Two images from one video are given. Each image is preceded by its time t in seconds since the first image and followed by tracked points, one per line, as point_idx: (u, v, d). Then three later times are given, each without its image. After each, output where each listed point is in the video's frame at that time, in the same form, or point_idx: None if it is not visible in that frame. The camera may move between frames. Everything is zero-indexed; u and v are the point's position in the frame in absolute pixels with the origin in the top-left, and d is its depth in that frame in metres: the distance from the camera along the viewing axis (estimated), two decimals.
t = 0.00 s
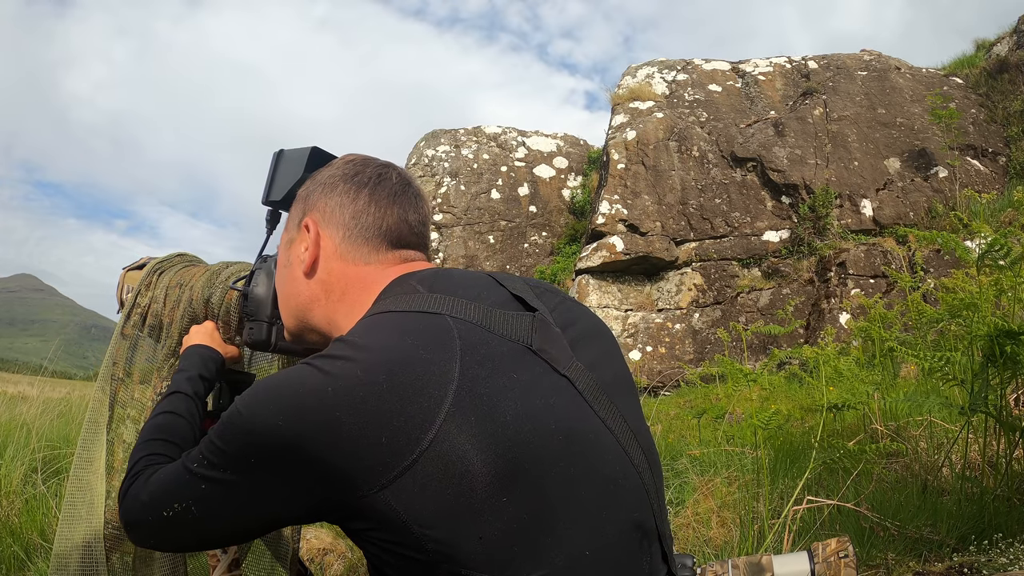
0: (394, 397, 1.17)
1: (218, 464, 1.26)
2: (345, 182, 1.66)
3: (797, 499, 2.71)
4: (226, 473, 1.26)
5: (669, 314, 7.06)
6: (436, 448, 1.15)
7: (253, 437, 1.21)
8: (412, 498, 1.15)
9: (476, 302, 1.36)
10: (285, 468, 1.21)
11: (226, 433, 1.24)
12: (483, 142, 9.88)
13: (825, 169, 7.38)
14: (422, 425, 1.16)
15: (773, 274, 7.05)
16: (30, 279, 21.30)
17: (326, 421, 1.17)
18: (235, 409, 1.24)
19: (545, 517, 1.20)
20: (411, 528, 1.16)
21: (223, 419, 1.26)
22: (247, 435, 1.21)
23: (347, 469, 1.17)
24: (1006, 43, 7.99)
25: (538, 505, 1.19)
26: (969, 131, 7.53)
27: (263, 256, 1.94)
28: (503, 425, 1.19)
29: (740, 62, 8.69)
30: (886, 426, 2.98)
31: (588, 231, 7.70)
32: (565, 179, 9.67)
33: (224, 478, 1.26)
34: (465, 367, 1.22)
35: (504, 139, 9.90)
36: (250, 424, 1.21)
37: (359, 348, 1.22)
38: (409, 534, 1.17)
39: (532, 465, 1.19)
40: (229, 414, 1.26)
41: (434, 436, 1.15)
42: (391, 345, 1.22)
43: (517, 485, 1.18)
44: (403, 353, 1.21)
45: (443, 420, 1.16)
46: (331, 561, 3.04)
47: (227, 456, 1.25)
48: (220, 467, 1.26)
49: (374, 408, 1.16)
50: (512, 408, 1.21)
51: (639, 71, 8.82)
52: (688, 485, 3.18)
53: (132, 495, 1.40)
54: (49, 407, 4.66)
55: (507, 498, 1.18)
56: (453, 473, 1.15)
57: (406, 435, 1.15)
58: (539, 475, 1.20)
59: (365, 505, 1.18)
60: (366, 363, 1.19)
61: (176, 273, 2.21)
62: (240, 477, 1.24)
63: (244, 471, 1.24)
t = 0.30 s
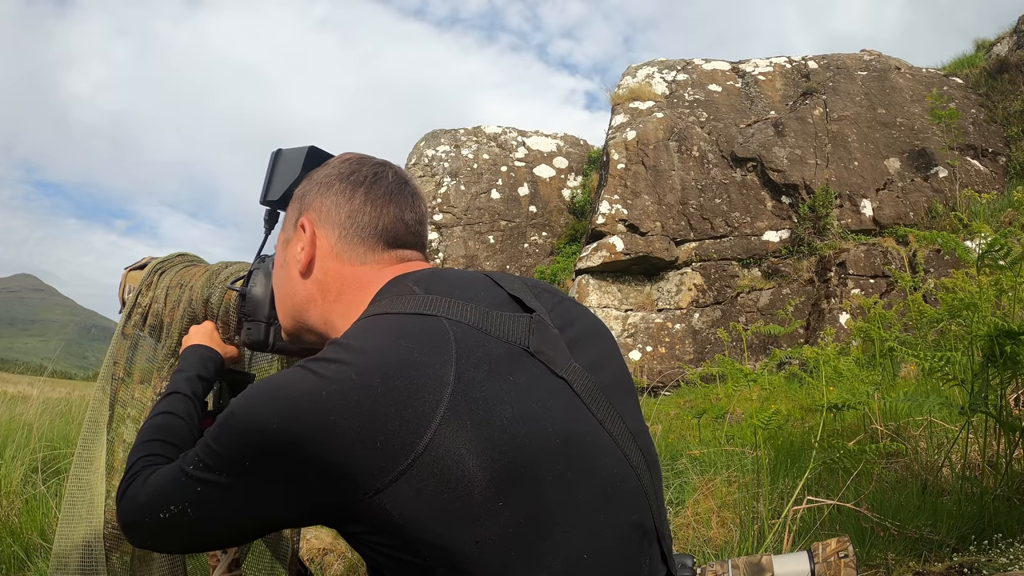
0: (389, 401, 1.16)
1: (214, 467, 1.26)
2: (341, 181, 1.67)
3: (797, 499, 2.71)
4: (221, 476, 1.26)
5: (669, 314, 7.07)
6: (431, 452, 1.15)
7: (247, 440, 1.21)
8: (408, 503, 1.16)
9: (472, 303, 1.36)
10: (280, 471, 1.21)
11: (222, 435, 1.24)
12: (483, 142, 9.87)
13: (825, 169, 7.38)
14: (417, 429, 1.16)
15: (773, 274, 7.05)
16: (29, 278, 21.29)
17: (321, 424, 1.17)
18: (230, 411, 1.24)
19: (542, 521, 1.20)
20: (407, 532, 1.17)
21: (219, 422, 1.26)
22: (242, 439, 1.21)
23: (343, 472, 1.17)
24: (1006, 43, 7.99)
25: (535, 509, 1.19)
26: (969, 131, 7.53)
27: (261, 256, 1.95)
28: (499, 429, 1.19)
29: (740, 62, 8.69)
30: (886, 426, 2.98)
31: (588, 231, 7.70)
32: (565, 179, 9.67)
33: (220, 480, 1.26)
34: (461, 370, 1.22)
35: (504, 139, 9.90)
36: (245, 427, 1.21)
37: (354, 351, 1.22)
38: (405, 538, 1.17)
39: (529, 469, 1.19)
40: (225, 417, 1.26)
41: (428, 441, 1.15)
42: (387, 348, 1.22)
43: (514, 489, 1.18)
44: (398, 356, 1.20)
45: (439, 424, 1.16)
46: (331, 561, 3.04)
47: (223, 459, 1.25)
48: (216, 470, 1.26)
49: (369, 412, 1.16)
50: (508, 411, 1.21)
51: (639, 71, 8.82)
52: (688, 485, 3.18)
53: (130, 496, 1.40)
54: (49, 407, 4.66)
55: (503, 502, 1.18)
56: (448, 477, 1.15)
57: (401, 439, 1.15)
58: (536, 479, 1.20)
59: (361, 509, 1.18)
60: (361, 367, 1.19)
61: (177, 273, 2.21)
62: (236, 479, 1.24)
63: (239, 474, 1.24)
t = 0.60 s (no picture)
0: (387, 403, 1.16)
1: (211, 469, 1.26)
2: (339, 181, 1.67)
3: (797, 499, 2.71)
4: (220, 478, 1.26)
5: (669, 314, 7.07)
6: (430, 454, 1.15)
7: (245, 442, 1.21)
8: (406, 505, 1.16)
9: (471, 304, 1.36)
10: (278, 473, 1.21)
11: (219, 437, 1.24)
12: (483, 142, 9.87)
13: (825, 169, 7.38)
14: (415, 431, 1.16)
15: (773, 274, 7.05)
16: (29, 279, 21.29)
17: (318, 427, 1.17)
18: (227, 413, 1.24)
19: (541, 523, 1.20)
20: (406, 534, 1.17)
21: (216, 424, 1.26)
22: (239, 441, 1.21)
23: (342, 473, 1.17)
24: (1006, 43, 7.99)
25: (534, 510, 1.19)
26: (969, 131, 7.53)
27: (259, 256, 1.95)
28: (497, 432, 1.19)
29: (739, 62, 8.69)
30: (886, 426, 2.97)
31: (588, 231, 7.70)
32: (565, 179, 9.67)
33: (218, 482, 1.26)
34: (459, 372, 1.22)
35: (504, 139, 9.89)
36: (243, 429, 1.21)
37: (352, 352, 1.22)
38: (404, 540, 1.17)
39: (527, 471, 1.19)
40: (222, 418, 1.25)
41: (426, 443, 1.15)
42: (384, 349, 1.22)
43: (513, 490, 1.18)
44: (396, 358, 1.20)
45: (437, 426, 1.16)
46: (331, 561, 3.04)
47: (221, 461, 1.24)
48: (214, 472, 1.26)
49: (366, 415, 1.16)
50: (507, 413, 1.21)
51: (639, 71, 8.82)
52: (688, 485, 3.17)
53: (129, 497, 1.40)
54: (49, 407, 4.67)
55: (502, 504, 1.18)
56: (446, 480, 1.15)
57: (399, 441, 1.15)
58: (535, 481, 1.20)
59: (360, 510, 1.19)
60: (358, 369, 1.19)
61: (177, 273, 2.21)
62: (234, 481, 1.24)
63: (237, 476, 1.24)
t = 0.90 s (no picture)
0: (401, 408, 1.16)
1: (222, 477, 1.26)
2: (355, 169, 1.64)
3: (797, 499, 2.71)
4: (231, 485, 1.25)
5: (669, 314, 7.07)
6: (443, 458, 1.15)
7: (257, 449, 1.21)
8: (419, 509, 1.15)
9: (484, 305, 1.35)
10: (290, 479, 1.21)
11: (230, 445, 1.24)
12: (483, 142, 9.87)
13: (825, 169, 7.38)
14: (429, 435, 1.15)
15: (773, 274, 7.05)
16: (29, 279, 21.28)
17: (331, 432, 1.16)
18: (237, 420, 1.24)
19: (554, 526, 1.19)
20: (418, 539, 1.16)
21: (226, 431, 1.25)
22: (251, 448, 1.21)
23: (355, 479, 1.17)
24: (1006, 43, 7.99)
25: (547, 514, 1.19)
26: (969, 131, 7.53)
27: (259, 256, 1.95)
28: (511, 435, 1.19)
29: (739, 62, 8.69)
30: (886, 426, 2.98)
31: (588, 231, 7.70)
32: (565, 179, 9.67)
33: (230, 489, 1.26)
34: (473, 375, 1.21)
35: (504, 139, 9.89)
36: (254, 435, 1.21)
37: (364, 355, 1.21)
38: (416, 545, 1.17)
39: (541, 475, 1.19)
40: (232, 424, 1.25)
41: (440, 447, 1.15)
42: (398, 353, 1.21)
43: (526, 494, 1.18)
44: (410, 362, 1.20)
45: (452, 430, 1.16)
46: (331, 561, 3.05)
47: (232, 468, 1.24)
48: (225, 480, 1.26)
49: (379, 419, 1.16)
50: (521, 417, 1.21)
51: (639, 71, 8.82)
52: (688, 485, 3.17)
53: (141, 505, 1.40)
54: (49, 407, 4.66)
55: (516, 508, 1.18)
56: (460, 484, 1.15)
57: (413, 446, 1.15)
58: (548, 484, 1.20)
59: (371, 515, 1.18)
60: (371, 373, 1.18)
61: (176, 273, 2.21)
62: (246, 488, 1.24)
63: (250, 483, 1.24)
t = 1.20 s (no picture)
0: (425, 401, 1.16)
1: (241, 474, 1.25)
2: (376, 155, 1.62)
3: (797, 499, 2.71)
4: (250, 483, 1.24)
5: (669, 314, 7.07)
6: (466, 450, 1.15)
7: (276, 446, 1.20)
8: (440, 502, 1.15)
9: (505, 299, 1.36)
10: (311, 475, 1.20)
11: (248, 442, 1.23)
12: (483, 142, 9.88)
13: (825, 169, 7.38)
14: (453, 428, 1.16)
15: (773, 274, 7.05)
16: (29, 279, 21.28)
17: (355, 425, 1.16)
18: (254, 418, 1.23)
19: (572, 520, 1.20)
20: (437, 532, 1.16)
21: (244, 429, 1.24)
22: (271, 446, 1.20)
23: (376, 473, 1.16)
24: (1006, 43, 7.99)
25: (567, 508, 1.19)
26: (969, 131, 7.53)
27: (260, 255, 1.95)
28: (533, 429, 1.19)
29: (739, 62, 8.69)
30: (886, 426, 2.98)
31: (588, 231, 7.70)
32: (565, 179, 9.66)
33: (248, 487, 1.25)
34: (497, 369, 1.22)
35: (504, 139, 9.89)
36: (274, 432, 1.20)
37: (387, 349, 1.21)
38: (434, 539, 1.16)
39: (562, 468, 1.20)
40: (249, 421, 1.24)
41: (464, 440, 1.15)
42: (421, 346, 1.21)
43: (547, 488, 1.18)
44: (434, 355, 1.20)
45: (475, 423, 1.16)
46: (331, 561, 3.05)
47: (251, 466, 1.23)
48: (243, 478, 1.25)
49: (403, 412, 1.16)
50: (543, 411, 1.21)
51: (639, 71, 8.81)
52: (688, 485, 3.18)
53: (158, 505, 1.39)
54: (49, 407, 4.66)
55: (536, 502, 1.18)
56: (483, 477, 1.15)
57: (437, 438, 1.15)
58: (568, 478, 1.20)
59: (390, 509, 1.18)
60: (395, 366, 1.18)
61: (176, 274, 2.21)
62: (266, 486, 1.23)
63: (268, 480, 1.23)
